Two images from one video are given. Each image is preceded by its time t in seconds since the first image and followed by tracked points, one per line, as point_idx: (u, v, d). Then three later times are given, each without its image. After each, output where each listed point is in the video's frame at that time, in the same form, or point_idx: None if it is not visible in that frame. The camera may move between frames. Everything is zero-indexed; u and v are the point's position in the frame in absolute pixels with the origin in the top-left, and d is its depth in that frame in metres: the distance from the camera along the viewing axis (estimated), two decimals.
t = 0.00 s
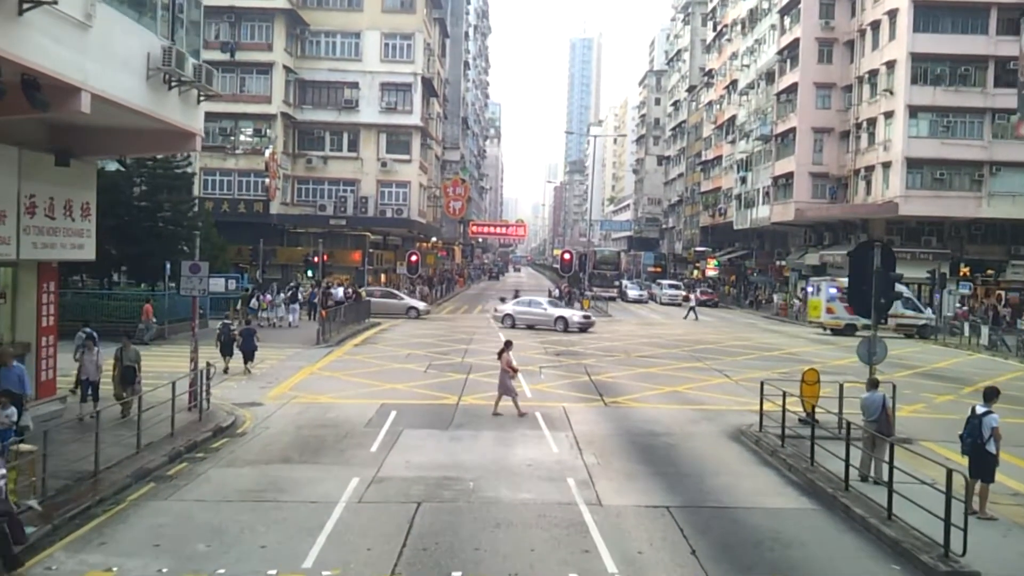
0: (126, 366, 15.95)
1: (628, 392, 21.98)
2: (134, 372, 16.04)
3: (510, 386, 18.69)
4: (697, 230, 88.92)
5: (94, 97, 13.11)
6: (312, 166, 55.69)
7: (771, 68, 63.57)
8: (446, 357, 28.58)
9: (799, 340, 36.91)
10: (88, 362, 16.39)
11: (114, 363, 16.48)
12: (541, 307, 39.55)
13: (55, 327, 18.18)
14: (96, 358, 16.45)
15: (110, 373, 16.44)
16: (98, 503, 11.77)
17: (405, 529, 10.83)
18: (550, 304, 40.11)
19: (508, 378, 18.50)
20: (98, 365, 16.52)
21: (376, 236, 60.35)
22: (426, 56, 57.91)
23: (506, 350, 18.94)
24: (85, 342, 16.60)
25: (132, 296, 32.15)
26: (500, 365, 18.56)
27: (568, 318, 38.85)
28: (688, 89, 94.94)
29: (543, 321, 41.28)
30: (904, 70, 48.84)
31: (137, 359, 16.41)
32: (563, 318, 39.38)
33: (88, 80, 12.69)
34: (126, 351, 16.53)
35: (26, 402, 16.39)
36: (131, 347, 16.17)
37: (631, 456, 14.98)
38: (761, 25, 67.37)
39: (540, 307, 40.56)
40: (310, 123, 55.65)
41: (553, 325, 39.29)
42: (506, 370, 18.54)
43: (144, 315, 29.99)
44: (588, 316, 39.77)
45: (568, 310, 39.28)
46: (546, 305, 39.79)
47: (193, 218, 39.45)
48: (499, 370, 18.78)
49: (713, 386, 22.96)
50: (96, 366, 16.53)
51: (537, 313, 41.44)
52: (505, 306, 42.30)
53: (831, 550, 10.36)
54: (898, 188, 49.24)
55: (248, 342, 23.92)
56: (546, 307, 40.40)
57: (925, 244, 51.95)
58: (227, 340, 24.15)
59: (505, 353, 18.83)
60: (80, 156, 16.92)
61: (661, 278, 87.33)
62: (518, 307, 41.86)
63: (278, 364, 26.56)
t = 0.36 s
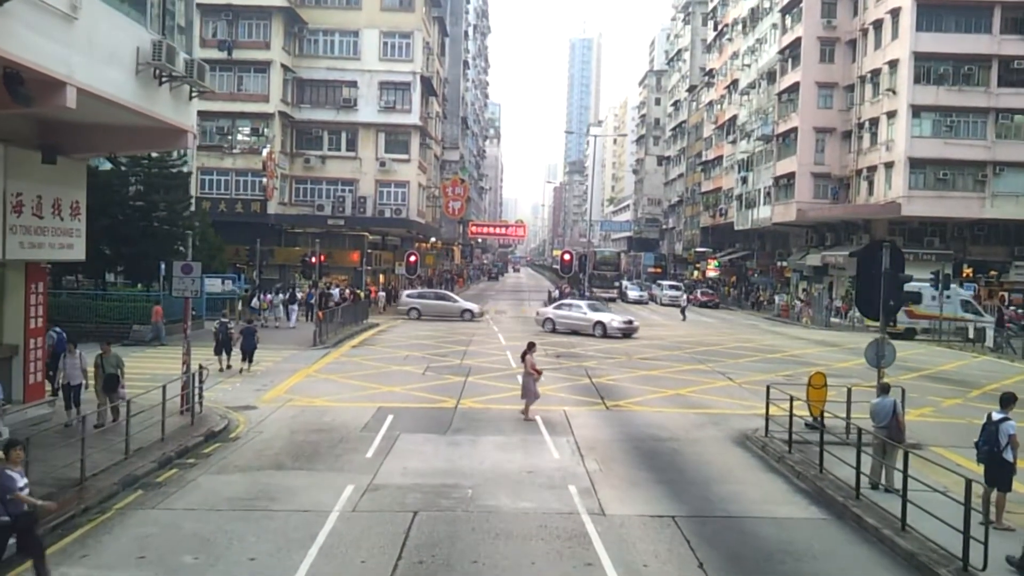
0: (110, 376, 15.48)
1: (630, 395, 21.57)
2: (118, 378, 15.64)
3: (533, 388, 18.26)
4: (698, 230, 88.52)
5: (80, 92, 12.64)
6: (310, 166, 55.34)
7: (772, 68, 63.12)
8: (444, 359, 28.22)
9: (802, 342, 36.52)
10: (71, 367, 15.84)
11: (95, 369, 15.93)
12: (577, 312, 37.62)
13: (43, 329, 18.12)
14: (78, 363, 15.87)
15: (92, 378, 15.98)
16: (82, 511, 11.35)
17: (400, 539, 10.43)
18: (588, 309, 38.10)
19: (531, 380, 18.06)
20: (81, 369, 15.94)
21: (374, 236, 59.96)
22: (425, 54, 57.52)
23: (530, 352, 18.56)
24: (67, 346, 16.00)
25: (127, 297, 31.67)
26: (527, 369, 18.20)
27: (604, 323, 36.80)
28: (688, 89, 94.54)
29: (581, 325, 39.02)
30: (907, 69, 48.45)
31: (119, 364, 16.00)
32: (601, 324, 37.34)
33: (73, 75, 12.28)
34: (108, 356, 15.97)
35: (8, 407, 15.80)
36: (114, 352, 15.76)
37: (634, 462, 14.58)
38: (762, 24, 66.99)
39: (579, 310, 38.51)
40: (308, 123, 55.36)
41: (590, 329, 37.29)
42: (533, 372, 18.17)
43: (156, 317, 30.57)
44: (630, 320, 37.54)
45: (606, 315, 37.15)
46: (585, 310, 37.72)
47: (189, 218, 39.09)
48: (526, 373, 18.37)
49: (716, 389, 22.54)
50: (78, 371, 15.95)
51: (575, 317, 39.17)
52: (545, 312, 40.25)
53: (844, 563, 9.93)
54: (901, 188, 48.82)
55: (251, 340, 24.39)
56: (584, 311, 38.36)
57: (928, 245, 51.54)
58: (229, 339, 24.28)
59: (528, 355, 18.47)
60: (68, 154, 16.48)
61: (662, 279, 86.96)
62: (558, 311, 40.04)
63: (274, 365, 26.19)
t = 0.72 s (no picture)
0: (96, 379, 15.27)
1: (631, 398, 21.34)
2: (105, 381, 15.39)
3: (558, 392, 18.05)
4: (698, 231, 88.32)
5: (72, 90, 12.44)
6: (309, 167, 55.21)
7: (773, 68, 62.87)
8: (443, 361, 28.00)
9: (803, 343, 36.29)
10: (61, 372, 15.47)
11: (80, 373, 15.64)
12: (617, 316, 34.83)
13: (37, 330, 17.95)
14: (67, 367, 15.55)
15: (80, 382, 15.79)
16: (74, 518, 11.11)
17: (397, 547, 10.20)
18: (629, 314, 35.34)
19: (557, 386, 17.80)
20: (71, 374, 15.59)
21: (374, 237, 59.78)
22: (425, 55, 57.32)
23: (556, 356, 18.21)
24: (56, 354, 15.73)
25: (123, 298, 31.45)
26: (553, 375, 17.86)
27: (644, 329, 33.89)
28: (689, 89, 94.32)
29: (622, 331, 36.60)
30: (908, 70, 48.25)
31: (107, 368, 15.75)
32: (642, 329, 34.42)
33: (65, 73, 12.05)
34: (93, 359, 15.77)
35: None
36: (99, 354, 15.57)
37: (636, 467, 14.34)
38: (763, 25, 66.79)
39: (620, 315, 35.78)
40: (307, 123, 55.23)
41: (631, 336, 34.57)
42: (558, 378, 17.84)
43: (160, 316, 30.43)
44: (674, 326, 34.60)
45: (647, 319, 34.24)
46: (626, 314, 34.97)
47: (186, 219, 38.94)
48: (551, 378, 18.06)
49: (718, 392, 22.31)
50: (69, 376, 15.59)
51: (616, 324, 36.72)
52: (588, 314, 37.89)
53: (851, 571, 9.69)
54: (902, 190, 48.61)
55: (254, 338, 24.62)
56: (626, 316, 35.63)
57: (930, 246, 51.34)
58: (231, 337, 24.38)
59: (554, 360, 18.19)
60: (61, 154, 16.29)
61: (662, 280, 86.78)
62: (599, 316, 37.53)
63: (271, 367, 26.00)
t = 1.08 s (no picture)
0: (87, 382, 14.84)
1: (631, 399, 21.26)
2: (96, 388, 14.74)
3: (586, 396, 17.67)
4: (698, 231, 88.23)
5: (70, 89, 12.37)
6: (309, 167, 55.13)
7: (774, 68, 62.78)
8: (442, 361, 27.90)
9: (804, 344, 36.17)
10: (53, 375, 15.36)
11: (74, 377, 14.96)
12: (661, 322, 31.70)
13: (34, 330, 17.88)
14: (59, 370, 15.39)
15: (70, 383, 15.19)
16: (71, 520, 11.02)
17: (398, 549, 10.10)
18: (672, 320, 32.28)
19: (580, 389, 17.47)
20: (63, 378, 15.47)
21: (374, 237, 59.72)
22: (425, 54, 57.31)
23: (581, 358, 17.99)
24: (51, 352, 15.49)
25: (121, 298, 31.32)
26: (577, 375, 17.66)
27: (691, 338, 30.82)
28: (689, 89, 94.24)
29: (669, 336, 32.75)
30: (910, 69, 48.16)
31: (100, 371, 15.09)
32: (687, 337, 31.41)
33: (63, 72, 11.99)
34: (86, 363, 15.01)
35: None
36: (93, 359, 14.87)
37: (637, 468, 14.24)
38: (763, 24, 66.71)
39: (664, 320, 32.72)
40: (307, 123, 55.12)
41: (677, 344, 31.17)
42: (583, 379, 17.60)
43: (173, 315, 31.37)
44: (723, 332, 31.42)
45: (693, 327, 31.13)
46: (670, 321, 31.94)
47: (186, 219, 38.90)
48: (575, 380, 17.78)
49: (719, 393, 22.22)
50: (60, 379, 15.50)
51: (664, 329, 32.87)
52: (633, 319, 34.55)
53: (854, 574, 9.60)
54: (904, 190, 48.51)
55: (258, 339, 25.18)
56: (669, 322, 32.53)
57: (931, 246, 51.26)
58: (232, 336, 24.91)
59: (578, 362, 17.88)
60: (60, 153, 16.23)
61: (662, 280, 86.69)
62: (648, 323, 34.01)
63: (269, 367, 25.90)
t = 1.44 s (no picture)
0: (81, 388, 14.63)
1: (631, 401, 21.34)
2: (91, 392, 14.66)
3: (609, 399, 17.71)
4: (698, 233, 88.33)
5: (71, 92, 12.41)
6: (309, 169, 55.22)
7: (773, 71, 62.89)
8: (442, 363, 28.00)
9: (804, 347, 36.23)
10: (43, 380, 15.16)
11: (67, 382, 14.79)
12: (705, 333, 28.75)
13: (35, 332, 17.95)
14: (51, 376, 15.19)
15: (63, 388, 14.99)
16: (72, 522, 11.06)
17: (398, 551, 10.16)
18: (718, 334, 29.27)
19: (604, 390, 17.58)
20: (55, 383, 15.25)
21: (374, 239, 59.81)
22: (426, 57, 57.45)
23: (607, 360, 17.97)
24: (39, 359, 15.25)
25: (122, 301, 31.35)
26: (602, 379, 17.67)
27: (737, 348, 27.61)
28: (688, 92, 94.37)
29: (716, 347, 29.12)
30: (908, 73, 48.25)
31: (94, 375, 15.00)
32: (734, 350, 28.17)
33: (65, 75, 12.05)
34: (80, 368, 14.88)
35: None
36: (87, 364, 14.77)
37: (636, 470, 14.31)
38: (762, 27, 66.85)
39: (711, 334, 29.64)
40: (307, 125, 55.18)
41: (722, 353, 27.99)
42: (606, 383, 17.63)
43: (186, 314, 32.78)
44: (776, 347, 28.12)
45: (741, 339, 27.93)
46: (716, 332, 28.90)
47: (186, 221, 38.96)
48: (598, 383, 17.82)
49: (718, 395, 22.31)
50: (52, 385, 15.29)
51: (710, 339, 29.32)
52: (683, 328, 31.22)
53: None
54: (902, 192, 48.57)
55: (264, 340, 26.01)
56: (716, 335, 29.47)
57: (930, 249, 51.35)
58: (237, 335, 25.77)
59: (602, 364, 17.97)
60: (61, 155, 16.28)
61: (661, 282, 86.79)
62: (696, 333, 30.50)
63: (270, 369, 26.01)
